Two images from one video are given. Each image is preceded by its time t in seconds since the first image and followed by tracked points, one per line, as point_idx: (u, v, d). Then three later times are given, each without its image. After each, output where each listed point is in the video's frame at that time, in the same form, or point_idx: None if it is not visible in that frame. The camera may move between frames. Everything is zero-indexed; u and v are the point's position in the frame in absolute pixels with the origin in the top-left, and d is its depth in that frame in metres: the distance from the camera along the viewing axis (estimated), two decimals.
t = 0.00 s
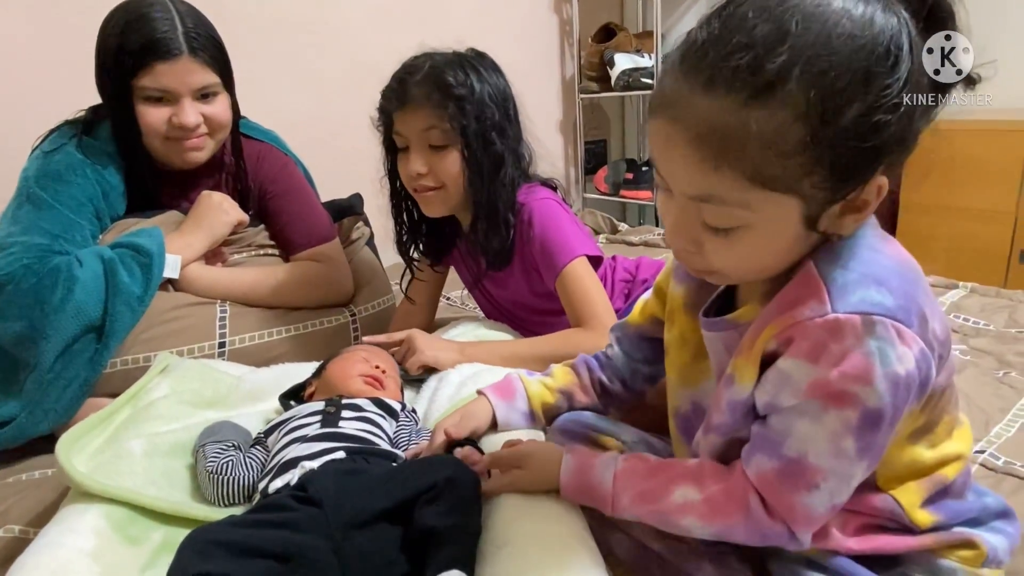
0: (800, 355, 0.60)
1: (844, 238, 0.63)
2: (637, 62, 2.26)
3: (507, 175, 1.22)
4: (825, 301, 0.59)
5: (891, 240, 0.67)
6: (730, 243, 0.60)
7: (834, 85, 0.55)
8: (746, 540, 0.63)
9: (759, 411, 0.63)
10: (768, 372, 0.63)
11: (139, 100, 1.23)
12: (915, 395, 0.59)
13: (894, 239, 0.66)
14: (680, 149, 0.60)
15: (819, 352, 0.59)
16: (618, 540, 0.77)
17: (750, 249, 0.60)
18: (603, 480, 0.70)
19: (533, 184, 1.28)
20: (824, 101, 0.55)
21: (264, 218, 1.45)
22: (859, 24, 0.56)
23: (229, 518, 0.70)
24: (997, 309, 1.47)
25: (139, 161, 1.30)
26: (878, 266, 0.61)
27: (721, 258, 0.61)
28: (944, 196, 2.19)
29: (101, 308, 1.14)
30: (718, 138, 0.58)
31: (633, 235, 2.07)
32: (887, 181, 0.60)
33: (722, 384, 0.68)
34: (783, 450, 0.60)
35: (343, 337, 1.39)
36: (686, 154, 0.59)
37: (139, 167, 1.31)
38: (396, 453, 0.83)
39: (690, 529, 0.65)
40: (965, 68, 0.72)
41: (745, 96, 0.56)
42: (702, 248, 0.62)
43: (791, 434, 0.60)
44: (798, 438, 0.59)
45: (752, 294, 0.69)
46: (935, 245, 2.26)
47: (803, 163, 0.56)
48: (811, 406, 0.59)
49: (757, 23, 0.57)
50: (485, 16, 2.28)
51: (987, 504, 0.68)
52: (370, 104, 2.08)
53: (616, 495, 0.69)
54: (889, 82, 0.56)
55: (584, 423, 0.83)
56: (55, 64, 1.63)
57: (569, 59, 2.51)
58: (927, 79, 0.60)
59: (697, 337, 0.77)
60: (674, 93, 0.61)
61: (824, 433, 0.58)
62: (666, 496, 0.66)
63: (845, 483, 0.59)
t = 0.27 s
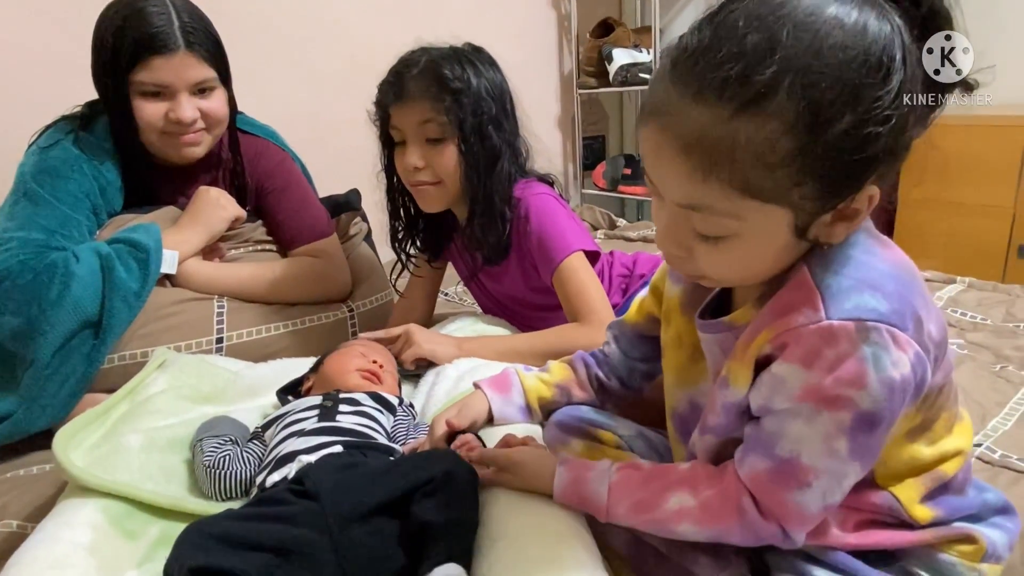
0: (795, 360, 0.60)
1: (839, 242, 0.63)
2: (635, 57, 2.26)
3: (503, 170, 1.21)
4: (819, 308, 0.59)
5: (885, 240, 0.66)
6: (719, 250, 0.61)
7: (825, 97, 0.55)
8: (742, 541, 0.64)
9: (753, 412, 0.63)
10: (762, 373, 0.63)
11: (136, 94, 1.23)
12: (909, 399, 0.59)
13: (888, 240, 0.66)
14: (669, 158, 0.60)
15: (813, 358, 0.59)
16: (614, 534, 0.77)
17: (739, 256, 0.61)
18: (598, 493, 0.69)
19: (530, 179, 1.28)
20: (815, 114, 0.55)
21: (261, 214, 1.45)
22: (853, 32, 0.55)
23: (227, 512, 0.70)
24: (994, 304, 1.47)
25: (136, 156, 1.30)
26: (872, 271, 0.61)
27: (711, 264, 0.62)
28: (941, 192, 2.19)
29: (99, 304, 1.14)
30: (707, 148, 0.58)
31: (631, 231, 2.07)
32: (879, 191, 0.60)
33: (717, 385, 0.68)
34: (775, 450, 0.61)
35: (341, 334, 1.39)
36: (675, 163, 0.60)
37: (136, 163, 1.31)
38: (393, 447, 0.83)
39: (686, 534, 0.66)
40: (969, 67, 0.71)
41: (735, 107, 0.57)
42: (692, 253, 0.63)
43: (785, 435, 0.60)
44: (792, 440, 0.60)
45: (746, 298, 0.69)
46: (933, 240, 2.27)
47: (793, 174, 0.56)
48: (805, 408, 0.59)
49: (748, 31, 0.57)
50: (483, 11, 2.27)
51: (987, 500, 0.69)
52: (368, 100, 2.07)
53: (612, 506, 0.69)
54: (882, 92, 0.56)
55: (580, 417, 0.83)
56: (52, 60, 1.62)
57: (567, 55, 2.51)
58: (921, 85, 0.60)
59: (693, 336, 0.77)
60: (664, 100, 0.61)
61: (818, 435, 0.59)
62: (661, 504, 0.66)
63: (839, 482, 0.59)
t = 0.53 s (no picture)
0: (790, 361, 0.60)
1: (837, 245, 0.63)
2: (634, 53, 2.25)
3: (501, 167, 1.21)
4: (815, 311, 0.60)
5: (884, 240, 0.66)
6: (712, 257, 0.62)
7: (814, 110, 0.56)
8: (733, 537, 0.64)
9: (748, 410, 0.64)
10: (759, 373, 0.63)
11: (133, 91, 1.23)
12: (905, 399, 0.59)
13: (888, 241, 0.66)
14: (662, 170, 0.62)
15: (809, 359, 0.59)
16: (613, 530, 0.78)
17: (731, 264, 0.62)
18: (590, 486, 0.69)
19: (529, 175, 1.28)
20: (804, 126, 0.56)
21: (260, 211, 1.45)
22: (844, 42, 0.56)
23: (225, 508, 0.70)
24: (992, 300, 1.47)
25: (133, 153, 1.30)
26: (869, 273, 0.61)
27: (704, 270, 0.63)
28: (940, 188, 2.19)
29: (97, 300, 1.13)
30: (697, 161, 0.59)
31: (630, 227, 2.07)
32: (871, 197, 0.61)
33: (713, 383, 0.69)
34: (768, 447, 0.61)
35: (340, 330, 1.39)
36: (666, 174, 0.61)
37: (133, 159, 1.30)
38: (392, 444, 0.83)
39: (676, 530, 0.66)
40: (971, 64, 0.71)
41: (725, 120, 0.58)
42: (685, 260, 0.64)
43: (777, 432, 0.60)
44: (784, 437, 0.60)
45: (745, 296, 0.69)
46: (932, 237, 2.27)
47: (783, 185, 0.57)
48: (798, 408, 0.59)
49: (737, 44, 0.57)
50: (481, 7, 2.27)
51: (986, 495, 0.69)
52: (366, 96, 2.07)
53: (604, 499, 0.69)
54: (873, 103, 0.56)
55: (577, 412, 0.84)
56: (49, 56, 1.62)
57: (566, 51, 2.50)
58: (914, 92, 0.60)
59: (691, 334, 0.78)
60: (657, 111, 0.62)
61: (811, 433, 0.59)
62: (652, 499, 0.66)
63: (830, 479, 0.59)
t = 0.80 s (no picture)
0: (792, 359, 0.60)
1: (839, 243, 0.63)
2: (633, 50, 2.25)
3: (501, 162, 1.21)
4: (817, 309, 0.60)
5: (884, 237, 0.66)
6: (712, 256, 0.62)
7: (813, 109, 0.56)
8: (731, 534, 0.64)
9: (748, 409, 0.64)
10: (760, 371, 0.63)
11: (132, 87, 1.22)
12: (907, 396, 0.59)
13: (890, 239, 0.66)
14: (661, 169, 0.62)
15: (811, 356, 0.59)
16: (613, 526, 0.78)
17: (731, 262, 0.62)
18: (591, 474, 0.69)
19: (530, 170, 1.28)
20: (803, 125, 0.56)
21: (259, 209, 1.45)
22: (844, 40, 0.56)
23: (225, 505, 0.70)
24: (992, 296, 1.47)
25: (132, 150, 1.30)
26: (871, 271, 0.61)
27: (703, 269, 0.64)
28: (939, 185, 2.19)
29: (96, 297, 1.13)
30: (696, 161, 0.60)
31: (629, 224, 2.07)
32: (870, 194, 0.61)
33: (714, 382, 0.69)
34: (769, 444, 0.61)
35: (339, 327, 1.39)
36: (665, 174, 0.62)
37: (132, 156, 1.30)
38: (392, 440, 0.83)
39: (676, 523, 0.66)
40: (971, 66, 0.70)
41: (723, 119, 0.58)
42: (686, 259, 0.64)
43: (779, 430, 0.60)
44: (785, 434, 0.60)
45: (745, 293, 0.69)
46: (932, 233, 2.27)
47: (783, 184, 0.58)
48: (799, 406, 0.59)
49: (734, 43, 0.57)
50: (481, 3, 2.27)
51: (986, 491, 0.69)
52: (365, 93, 2.07)
53: (604, 489, 0.69)
54: (873, 100, 0.56)
55: (576, 410, 0.84)
56: (48, 53, 1.62)
57: (566, 47, 2.50)
58: (914, 89, 0.60)
59: (692, 331, 0.78)
60: (655, 110, 0.63)
61: (811, 432, 0.59)
62: (653, 491, 0.67)
63: (830, 476, 0.59)
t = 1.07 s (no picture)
0: (797, 357, 0.60)
1: (843, 239, 0.63)
2: (633, 44, 2.25)
3: (502, 154, 1.20)
4: (822, 307, 0.60)
5: (888, 232, 0.66)
6: (712, 252, 0.62)
7: (814, 102, 0.55)
8: (735, 527, 0.64)
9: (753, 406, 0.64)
10: (765, 369, 0.63)
11: (130, 79, 1.22)
12: (911, 394, 0.60)
13: (893, 235, 0.66)
14: (661, 164, 0.62)
15: (816, 355, 0.59)
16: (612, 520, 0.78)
17: (731, 257, 0.62)
18: (602, 454, 0.69)
19: (530, 163, 1.28)
20: (804, 119, 0.56)
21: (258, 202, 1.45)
22: (844, 32, 0.55)
23: (223, 499, 0.69)
24: (992, 291, 1.47)
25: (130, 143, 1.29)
26: (876, 268, 0.61)
27: (704, 264, 0.63)
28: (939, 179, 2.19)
29: (94, 291, 1.13)
30: (696, 156, 0.59)
31: (629, 218, 2.06)
32: (872, 188, 0.60)
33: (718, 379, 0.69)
34: (774, 442, 0.61)
35: (339, 321, 1.38)
36: (665, 168, 0.61)
37: (130, 149, 1.30)
38: (392, 434, 0.83)
39: (683, 510, 0.66)
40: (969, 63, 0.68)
41: (724, 113, 0.58)
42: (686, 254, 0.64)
43: (784, 427, 0.61)
44: (791, 432, 0.61)
45: (748, 291, 0.69)
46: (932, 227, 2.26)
47: (783, 179, 0.57)
48: (805, 404, 0.60)
49: (734, 36, 0.57)
50: None
51: (988, 485, 0.70)
52: (364, 87, 2.06)
53: (614, 470, 0.69)
54: (874, 93, 0.56)
55: (575, 404, 0.83)
56: (45, 46, 1.61)
57: (565, 40, 2.48)
58: (916, 81, 0.60)
59: (694, 326, 0.78)
60: (655, 105, 0.62)
61: (817, 430, 0.60)
62: (662, 477, 0.66)
63: (835, 474, 0.60)
